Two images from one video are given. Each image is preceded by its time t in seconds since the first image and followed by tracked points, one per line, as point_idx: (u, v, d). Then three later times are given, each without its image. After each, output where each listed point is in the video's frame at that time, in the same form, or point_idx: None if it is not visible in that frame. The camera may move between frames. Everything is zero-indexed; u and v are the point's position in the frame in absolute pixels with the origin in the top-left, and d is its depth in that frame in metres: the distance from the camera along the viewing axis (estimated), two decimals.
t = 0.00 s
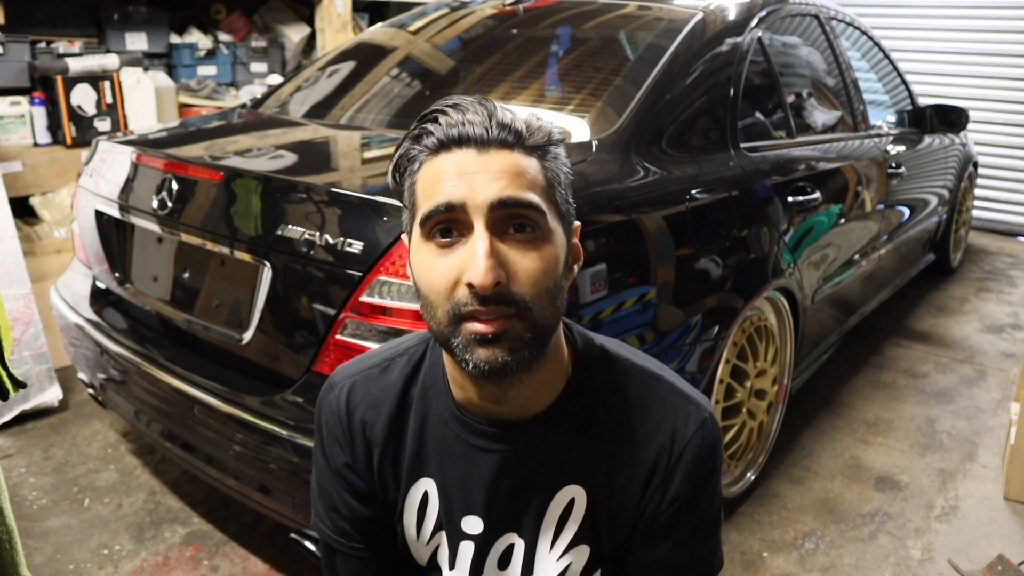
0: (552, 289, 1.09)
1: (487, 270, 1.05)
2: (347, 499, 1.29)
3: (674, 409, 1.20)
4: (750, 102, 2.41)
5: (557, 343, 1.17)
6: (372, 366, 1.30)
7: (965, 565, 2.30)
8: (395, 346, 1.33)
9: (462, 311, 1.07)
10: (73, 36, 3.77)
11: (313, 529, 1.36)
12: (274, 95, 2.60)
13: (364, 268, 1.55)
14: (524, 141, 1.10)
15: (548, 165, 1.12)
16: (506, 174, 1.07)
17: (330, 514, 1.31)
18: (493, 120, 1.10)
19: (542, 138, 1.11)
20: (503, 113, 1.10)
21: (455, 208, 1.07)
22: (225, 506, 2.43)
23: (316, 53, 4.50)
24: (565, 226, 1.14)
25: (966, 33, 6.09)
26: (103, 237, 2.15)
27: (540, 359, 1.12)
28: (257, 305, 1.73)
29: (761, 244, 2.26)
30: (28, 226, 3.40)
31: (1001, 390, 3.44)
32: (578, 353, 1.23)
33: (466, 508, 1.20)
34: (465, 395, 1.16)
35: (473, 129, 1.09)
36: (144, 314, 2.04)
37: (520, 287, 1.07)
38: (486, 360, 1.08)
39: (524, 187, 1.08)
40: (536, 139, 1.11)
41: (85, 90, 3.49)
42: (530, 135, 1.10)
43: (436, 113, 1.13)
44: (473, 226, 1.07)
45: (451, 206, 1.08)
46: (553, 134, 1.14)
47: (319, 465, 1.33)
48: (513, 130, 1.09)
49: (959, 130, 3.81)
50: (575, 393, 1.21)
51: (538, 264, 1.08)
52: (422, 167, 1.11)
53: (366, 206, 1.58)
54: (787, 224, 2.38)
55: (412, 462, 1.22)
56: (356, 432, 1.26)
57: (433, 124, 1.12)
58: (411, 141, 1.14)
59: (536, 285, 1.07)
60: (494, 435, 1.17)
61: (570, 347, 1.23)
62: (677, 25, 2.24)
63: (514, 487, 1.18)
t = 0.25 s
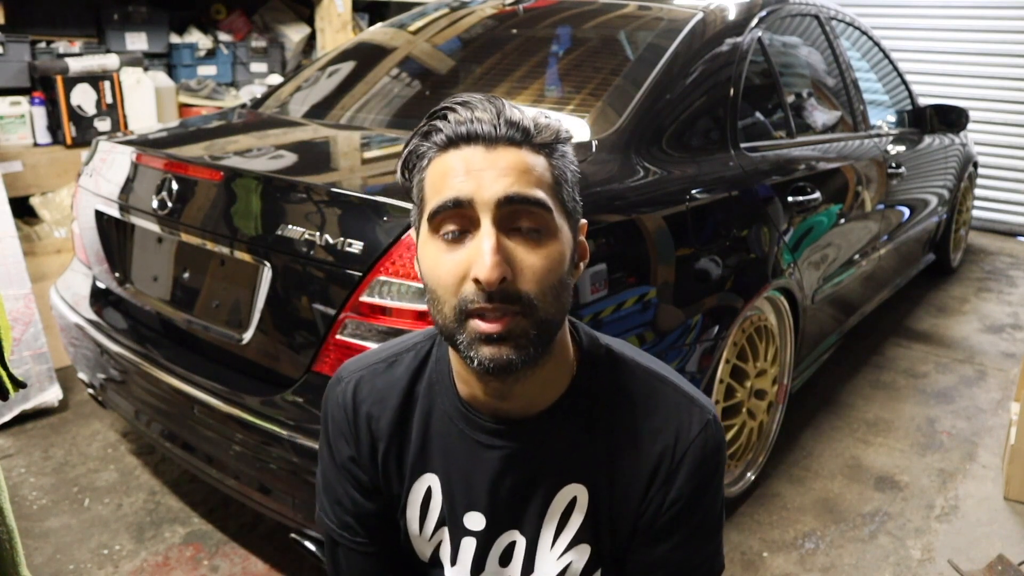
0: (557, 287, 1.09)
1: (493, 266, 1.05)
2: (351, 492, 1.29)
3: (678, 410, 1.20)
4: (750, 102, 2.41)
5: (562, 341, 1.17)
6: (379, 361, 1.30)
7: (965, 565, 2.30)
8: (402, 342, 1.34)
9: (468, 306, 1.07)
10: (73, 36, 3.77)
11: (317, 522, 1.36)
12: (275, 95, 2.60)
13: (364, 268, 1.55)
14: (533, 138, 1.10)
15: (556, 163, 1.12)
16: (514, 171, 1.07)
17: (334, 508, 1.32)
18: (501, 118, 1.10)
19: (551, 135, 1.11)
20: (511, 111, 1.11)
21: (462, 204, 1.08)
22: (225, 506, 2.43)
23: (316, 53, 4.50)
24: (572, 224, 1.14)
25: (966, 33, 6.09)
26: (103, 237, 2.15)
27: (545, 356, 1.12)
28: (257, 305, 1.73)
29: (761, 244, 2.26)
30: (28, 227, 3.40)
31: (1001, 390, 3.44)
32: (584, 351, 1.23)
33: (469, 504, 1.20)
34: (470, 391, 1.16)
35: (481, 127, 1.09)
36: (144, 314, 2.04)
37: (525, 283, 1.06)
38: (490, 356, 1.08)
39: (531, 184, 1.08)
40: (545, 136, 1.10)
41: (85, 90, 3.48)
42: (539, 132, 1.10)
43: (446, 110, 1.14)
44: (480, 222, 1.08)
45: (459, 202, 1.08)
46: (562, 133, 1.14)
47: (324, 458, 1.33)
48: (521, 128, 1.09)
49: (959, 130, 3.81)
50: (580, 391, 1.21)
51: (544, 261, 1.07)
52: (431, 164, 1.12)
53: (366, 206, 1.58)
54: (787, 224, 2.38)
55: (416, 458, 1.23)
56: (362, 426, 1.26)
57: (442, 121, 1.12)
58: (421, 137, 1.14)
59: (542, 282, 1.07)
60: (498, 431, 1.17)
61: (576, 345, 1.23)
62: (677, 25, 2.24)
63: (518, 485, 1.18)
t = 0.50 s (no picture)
0: (561, 285, 1.09)
1: (498, 264, 1.05)
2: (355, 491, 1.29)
3: (683, 409, 1.20)
4: (750, 102, 2.41)
5: (567, 340, 1.17)
6: (384, 360, 1.30)
7: (965, 565, 2.30)
8: (407, 341, 1.34)
9: (472, 305, 1.07)
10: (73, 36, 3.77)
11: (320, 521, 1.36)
12: (274, 95, 2.61)
13: (364, 268, 1.55)
14: (537, 138, 1.10)
15: (560, 162, 1.12)
16: (518, 170, 1.07)
17: (338, 506, 1.31)
18: (506, 117, 1.10)
19: (555, 135, 1.11)
20: (515, 111, 1.11)
21: (466, 203, 1.08)
22: (225, 506, 2.43)
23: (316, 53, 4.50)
24: (576, 223, 1.14)
25: (966, 33, 6.09)
26: (103, 237, 2.15)
27: (548, 355, 1.11)
28: (257, 305, 1.73)
29: (761, 244, 2.26)
30: (28, 226, 3.40)
31: (1001, 391, 3.44)
32: (589, 351, 1.23)
33: (474, 503, 1.20)
34: (475, 390, 1.17)
35: (486, 126, 1.09)
36: (144, 314, 2.04)
37: (530, 282, 1.06)
38: (494, 354, 1.08)
39: (536, 183, 1.08)
40: (549, 136, 1.10)
41: (84, 90, 3.48)
42: (543, 132, 1.10)
43: (451, 110, 1.14)
44: (484, 221, 1.08)
45: (463, 200, 1.08)
46: (566, 132, 1.14)
47: (328, 456, 1.33)
48: (525, 127, 1.09)
49: (959, 130, 3.81)
50: (585, 390, 1.21)
51: (548, 260, 1.07)
52: (436, 163, 1.12)
53: (366, 206, 1.58)
54: (787, 224, 2.38)
55: (421, 456, 1.22)
56: (367, 424, 1.26)
57: (447, 121, 1.12)
58: (426, 137, 1.14)
59: (546, 281, 1.07)
60: (503, 430, 1.17)
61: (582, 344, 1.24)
62: (677, 25, 2.24)
63: (522, 484, 1.18)
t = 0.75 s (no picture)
0: (567, 288, 1.09)
1: (505, 266, 1.05)
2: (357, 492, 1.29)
3: (685, 409, 1.20)
4: (750, 102, 2.41)
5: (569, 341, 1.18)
6: (385, 361, 1.30)
7: (965, 565, 2.30)
8: (408, 342, 1.34)
9: (478, 308, 1.07)
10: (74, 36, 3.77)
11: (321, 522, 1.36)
12: (274, 95, 2.61)
13: (364, 268, 1.55)
14: (543, 140, 1.10)
15: (564, 165, 1.12)
16: (525, 172, 1.08)
17: (340, 507, 1.31)
18: (511, 119, 1.10)
19: (559, 137, 1.12)
20: (521, 113, 1.11)
21: (473, 204, 1.08)
22: (225, 506, 2.43)
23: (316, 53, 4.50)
24: (580, 225, 1.14)
25: (966, 33, 6.09)
26: (103, 237, 2.15)
27: (553, 357, 1.12)
28: (257, 305, 1.73)
29: (761, 244, 2.26)
30: (28, 226, 3.40)
31: (1001, 391, 3.44)
32: (590, 351, 1.24)
33: (476, 504, 1.20)
34: (478, 391, 1.17)
35: (492, 128, 1.09)
36: (144, 314, 2.04)
37: (536, 284, 1.06)
38: (501, 356, 1.08)
39: (542, 185, 1.08)
40: (554, 138, 1.11)
41: (84, 90, 3.48)
42: (548, 134, 1.11)
43: (455, 111, 1.14)
44: (491, 223, 1.08)
45: (469, 202, 1.08)
46: (570, 135, 1.14)
47: (329, 458, 1.33)
48: (531, 129, 1.10)
49: (959, 130, 3.81)
50: (587, 390, 1.21)
51: (554, 263, 1.07)
52: (441, 165, 1.12)
53: (366, 206, 1.58)
54: (787, 224, 2.38)
55: (423, 457, 1.22)
56: (369, 426, 1.26)
57: (452, 122, 1.12)
58: (430, 138, 1.14)
59: (552, 283, 1.07)
60: (506, 431, 1.17)
61: (583, 345, 1.24)
62: (677, 25, 2.24)
63: (524, 484, 1.19)
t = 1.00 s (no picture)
0: (577, 292, 1.10)
1: (521, 271, 1.05)
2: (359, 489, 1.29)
3: (686, 406, 1.20)
4: (750, 102, 2.41)
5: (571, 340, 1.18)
6: (385, 358, 1.30)
7: (965, 565, 2.30)
8: (408, 340, 1.34)
9: (489, 310, 1.07)
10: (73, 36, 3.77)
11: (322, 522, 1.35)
12: (274, 95, 2.61)
13: (364, 268, 1.55)
14: (558, 143, 1.10)
15: (576, 168, 1.12)
16: (541, 176, 1.08)
17: (341, 505, 1.31)
18: (527, 121, 1.10)
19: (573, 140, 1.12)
20: (537, 114, 1.10)
21: (488, 205, 1.07)
22: (225, 506, 2.43)
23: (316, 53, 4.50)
24: (588, 228, 1.15)
25: (966, 33, 6.09)
26: (103, 237, 2.15)
27: (559, 360, 1.13)
28: (257, 305, 1.73)
29: (761, 244, 2.26)
30: (28, 226, 3.40)
31: (1001, 390, 3.44)
32: (590, 350, 1.24)
33: (477, 501, 1.20)
34: (481, 389, 1.17)
35: (508, 128, 1.09)
36: (144, 314, 2.04)
37: (549, 288, 1.07)
38: (510, 359, 1.08)
39: (557, 190, 1.08)
40: (568, 141, 1.11)
41: (84, 90, 3.48)
42: (563, 137, 1.11)
43: (468, 108, 1.13)
44: (505, 225, 1.07)
45: (484, 203, 1.07)
46: (582, 138, 1.15)
47: (330, 456, 1.32)
48: (547, 131, 1.09)
49: (959, 130, 3.81)
50: (588, 388, 1.21)
51: (565, 268, 1.08)
52: (454, 163, 1.11)
53: (366, 206, 1.58)
54: (787, 224, 2.38)
55: (422, 455, 1.22)
56: (369, 423, 1.26)
57: (467, 119, 1.11)
58: (441, 134, 1.13)
59: (563, 288, 1.08)
60: (507, 428, 1.17)
61: (584, 342, 1.24)
62: (677, 25, 2.24)
63: (525, 481, 1.19)
